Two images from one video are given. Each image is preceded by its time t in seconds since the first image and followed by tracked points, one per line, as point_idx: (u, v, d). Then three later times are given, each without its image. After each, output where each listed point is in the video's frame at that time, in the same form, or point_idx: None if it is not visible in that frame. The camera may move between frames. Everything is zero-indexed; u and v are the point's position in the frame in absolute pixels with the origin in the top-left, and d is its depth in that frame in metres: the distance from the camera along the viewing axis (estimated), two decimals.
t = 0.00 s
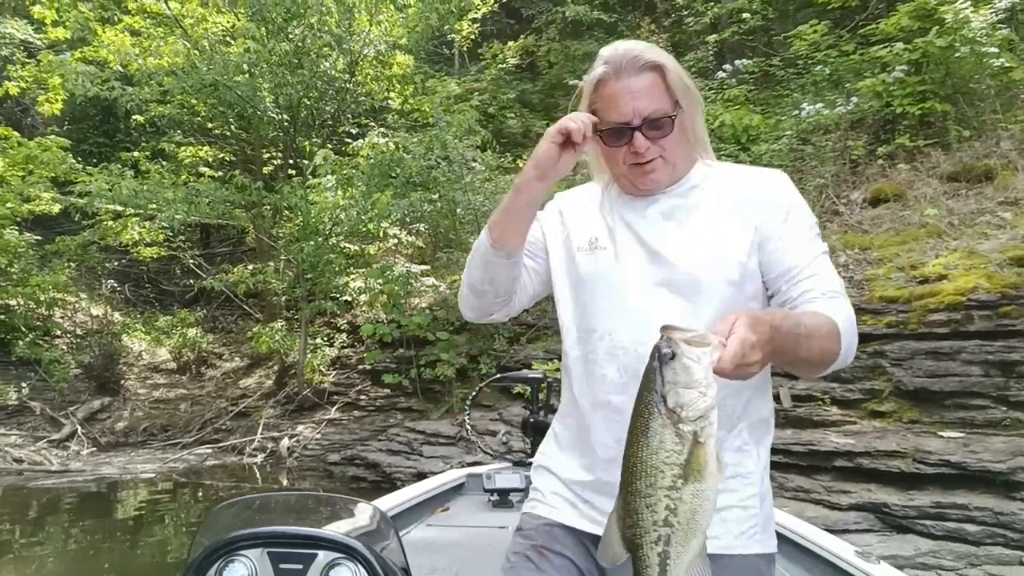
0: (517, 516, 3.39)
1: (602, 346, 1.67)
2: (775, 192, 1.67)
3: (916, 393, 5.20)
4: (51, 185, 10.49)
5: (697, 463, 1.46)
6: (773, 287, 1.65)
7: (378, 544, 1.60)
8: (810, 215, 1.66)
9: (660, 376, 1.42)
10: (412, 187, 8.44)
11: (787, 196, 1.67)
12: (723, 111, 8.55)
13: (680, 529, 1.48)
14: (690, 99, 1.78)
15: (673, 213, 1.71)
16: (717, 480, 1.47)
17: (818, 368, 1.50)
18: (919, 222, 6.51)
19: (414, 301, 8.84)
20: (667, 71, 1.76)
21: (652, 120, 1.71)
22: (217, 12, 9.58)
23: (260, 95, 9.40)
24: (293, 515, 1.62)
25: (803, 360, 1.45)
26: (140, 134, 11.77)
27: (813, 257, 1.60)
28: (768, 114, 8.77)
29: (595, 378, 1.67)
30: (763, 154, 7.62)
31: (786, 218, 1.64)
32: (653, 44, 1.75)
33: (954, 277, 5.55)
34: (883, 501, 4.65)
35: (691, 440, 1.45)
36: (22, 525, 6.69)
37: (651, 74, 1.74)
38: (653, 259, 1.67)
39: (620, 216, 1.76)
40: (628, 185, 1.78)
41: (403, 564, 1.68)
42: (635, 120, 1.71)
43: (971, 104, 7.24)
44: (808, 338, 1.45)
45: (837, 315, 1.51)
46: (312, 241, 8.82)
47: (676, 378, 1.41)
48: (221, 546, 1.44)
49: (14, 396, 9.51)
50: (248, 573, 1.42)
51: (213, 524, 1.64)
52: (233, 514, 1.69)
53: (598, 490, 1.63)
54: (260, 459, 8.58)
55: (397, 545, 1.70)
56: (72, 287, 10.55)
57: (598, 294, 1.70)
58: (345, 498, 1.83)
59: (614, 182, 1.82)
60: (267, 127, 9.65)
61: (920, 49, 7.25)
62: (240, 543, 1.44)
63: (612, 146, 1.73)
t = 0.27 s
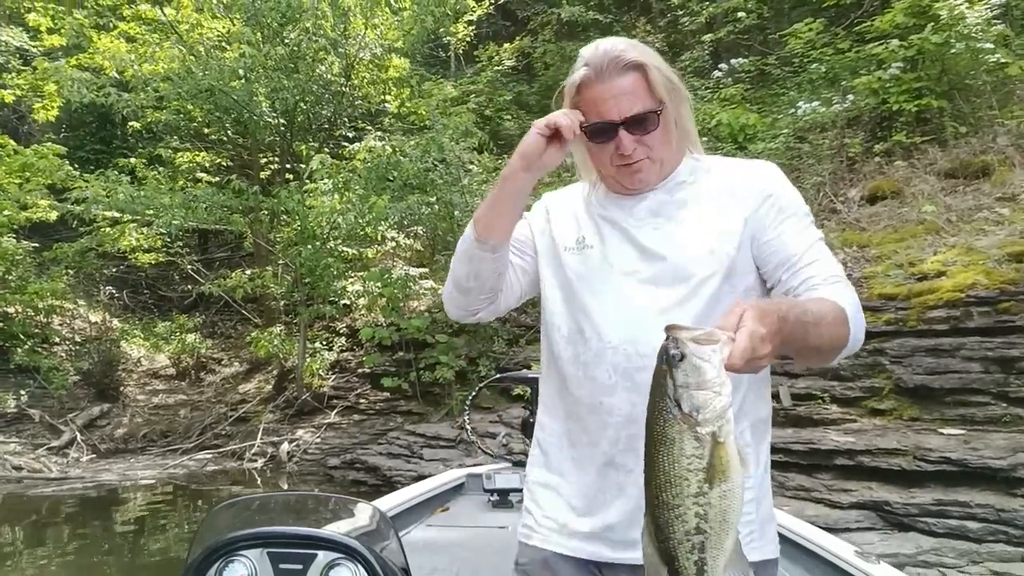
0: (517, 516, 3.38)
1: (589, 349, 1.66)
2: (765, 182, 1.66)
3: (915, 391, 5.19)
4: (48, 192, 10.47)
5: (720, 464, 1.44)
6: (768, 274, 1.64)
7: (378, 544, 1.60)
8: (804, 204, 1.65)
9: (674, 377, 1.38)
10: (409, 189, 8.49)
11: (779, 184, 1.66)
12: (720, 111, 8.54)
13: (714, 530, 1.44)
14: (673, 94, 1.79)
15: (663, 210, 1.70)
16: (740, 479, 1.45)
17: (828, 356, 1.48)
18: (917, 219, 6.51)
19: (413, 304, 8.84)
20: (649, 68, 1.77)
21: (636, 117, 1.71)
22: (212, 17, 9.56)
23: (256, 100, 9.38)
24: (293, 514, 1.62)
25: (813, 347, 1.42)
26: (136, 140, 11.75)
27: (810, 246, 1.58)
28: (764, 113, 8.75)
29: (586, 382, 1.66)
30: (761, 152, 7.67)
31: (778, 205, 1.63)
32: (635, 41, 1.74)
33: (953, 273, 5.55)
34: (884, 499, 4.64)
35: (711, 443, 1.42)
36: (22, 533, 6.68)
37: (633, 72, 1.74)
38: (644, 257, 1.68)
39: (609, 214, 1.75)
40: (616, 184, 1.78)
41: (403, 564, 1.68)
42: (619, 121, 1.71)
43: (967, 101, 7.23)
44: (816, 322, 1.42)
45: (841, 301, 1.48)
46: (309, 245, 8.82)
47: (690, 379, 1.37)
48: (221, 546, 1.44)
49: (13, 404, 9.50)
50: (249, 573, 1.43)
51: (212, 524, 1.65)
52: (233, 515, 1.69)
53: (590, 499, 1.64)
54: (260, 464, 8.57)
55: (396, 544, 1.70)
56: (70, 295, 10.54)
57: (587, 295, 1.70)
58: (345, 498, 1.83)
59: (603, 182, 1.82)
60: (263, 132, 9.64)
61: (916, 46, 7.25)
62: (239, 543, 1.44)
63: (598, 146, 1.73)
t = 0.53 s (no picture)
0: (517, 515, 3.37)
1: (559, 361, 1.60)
2: (711, 166, 1.64)
3: (914, 398, 5.18)
4: (47, 185, 10.45)
5: (696, 400, 1.49)
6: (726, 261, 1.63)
7: (377, 544, 1.59)
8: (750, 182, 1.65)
9: (662, 304, 1.45)
10: (409, 189, 8.46)
11: (719, 165, 1.65)
12: (722, 114, 8.53)
13: (678, 463, 1.51)
14: (600, 92, 1.78)
15: (614, 211, 1.65)
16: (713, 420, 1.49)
17: (804, 320, 1.55)
18: (918, 226, 6.51)
19: (412, 302, 8.82)
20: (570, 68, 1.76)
21: (565, 119, 1.70)
22: (215, 13, 9.54)
23: (257, 96, 9.37)
24: (293, 515, 1.61)
25: (795, 305, 1.49)
26: (137, 134, 11.73)
27: (762, 224, 1.58)
28: (766, 118, 8.75)
29: (562, 399, 1.59)
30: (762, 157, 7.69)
31: (724, 188, 1.61)
32: (552, 43, 1.75)
33: (953, 281, 5.58)
34: (881, 506, 4.64)
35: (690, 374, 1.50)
36: (16, 526, 6.66)
37: (556, 75, 1.74)
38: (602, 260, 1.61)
39: (560, 223, 1.71)
40: (560, 191, 1.75)
41: (402, 564, 1.68)
42: (549, 124, 1.70)
43: (969, 108, 7.24)
44: (799, 285, 1.48)
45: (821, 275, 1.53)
46: (309, 242, 8.80)
47: (678, 309, 1.44)
48: (221, 546, 1.43)
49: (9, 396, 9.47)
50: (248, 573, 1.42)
51: (211, 524, 1.64)
52: (232, 515, 1.68)
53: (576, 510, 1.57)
54: (256, 460, 8.55)
55: (396, 545, 1.69)
56: (68, 288, 10.51)
57: (552, 311, 1.63)
58: (344, 499, 1.83)
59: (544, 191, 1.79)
60: (264, 128, 9.63)
61: (919, 53, 7.26)
62: (239, 543, 1.43)
63: (533, 153, 1.71)
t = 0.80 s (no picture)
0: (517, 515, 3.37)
1: (556, 372, 1.55)
2: (682, 161, 1.66)
3: (916, 409, 5.18)
4: (51, 170, 10.44)
5: (673, 366, 1.43)
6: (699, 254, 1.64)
7: (378, 544, 1.58)
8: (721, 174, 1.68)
9: (645, 268, 1.38)
10: (413, 184, 8.44)
11: (693, 159, 1.67)
12: (729, 119, 8.52)
13: (648, 431, 1.43)
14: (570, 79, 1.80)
15: (594, 211, 1.62)
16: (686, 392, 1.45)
17: (777, 309, 1.55)
18: (923, 237, 6.51)
19: (413, 298, 8.81)
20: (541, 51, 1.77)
21: (534, 95, 1.69)
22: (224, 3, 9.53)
23: (264, 87, 9.37)
24: (293, 514, 1.61)
25: (771, 288, 1.49)
26: (142, 122, 11.71)
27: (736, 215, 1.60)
28: (773, 124, 8.74)
29: (556, 406, 1.56)
30: (768, 163, 7.70)
31: (699, 183, 1.63)
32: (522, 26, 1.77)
33: (957, 293, 5.58)
34: (880, 516, 4.63)
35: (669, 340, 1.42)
36: (10, 510, 6.64)
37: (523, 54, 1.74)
38: (589, 261, 1.57)
39: (539, 223, 1.66)
40: (529, 182, 1.72)
41: (402, 564, 1.67)
42: (517, 100, 1.69)
43: (977, 121, 7.24)
44: (776, 269, 1.48)
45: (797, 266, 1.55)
46: (311, 235, 8.79)
47: (661, 273, 1.37)
48: (221, 546, 1.43)
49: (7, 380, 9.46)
50: (248, 573, 1.41)
51: (210, 523, 1.63)
52: (232, 513, 1.67)
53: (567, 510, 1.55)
54: (252, 451, 8.53)
55: (396, 545, 1.69)
56: (69, 273, 10.49)
57: (542, 318, 1.57)
58: (344, 498, 1.82)
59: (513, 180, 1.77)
60: (270, 119, 9.61)
61: (929, 64, 7.26)
62: (240, 543, 1.43)
63: (501, 131, 1.70)
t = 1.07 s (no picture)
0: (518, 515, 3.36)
1: (558, 383, 1.56)
2: (678, 154, 1.65)
3: (917, 414, 5.17)
4: (53, 164, 10.42)
5: (652, 382, 1.45)
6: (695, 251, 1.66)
7: (378, 544, 1.57)
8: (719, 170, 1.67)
9: (616, 285, 1.41)
10: (416, 182, 8.33)
11: (690, 153, 1.66)
12: (732, 122, 8.50)
13: (630, 450, 1.48)
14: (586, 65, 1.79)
15: (595, 214, 1.63)
16: (669, 401, 1.47)
17: (782, 303, 1.54)
18: (926, 242, 6.50)
19: (414, 296, 8.79)
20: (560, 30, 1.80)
21: (546, 62, 1.70)
22: None
23: (267, 83, 9.36)
24: (293, 514, 1.60)
25: (769, 281, 1.49)
26: (144, 117, 11.69)
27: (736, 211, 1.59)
28: (776, 127, 8.73)
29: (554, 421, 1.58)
30: (771, 166, 7.69)
31: (696, 180, 1.62)
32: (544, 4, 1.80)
33: (959, 298, 5.57)
34: (880, 520, 4.62)
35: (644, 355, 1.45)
36: (7, 504, 6.62)
37: (544, 25, 1.76)
38: (591, 265, 1.59)
39: (539, 227, 1.65)
40: (530, 169, 1.70)
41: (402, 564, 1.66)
42: (527, 61, 1.70)
43: (981, 126, 7.22)
44: (771, 260, 1.48)
45: (797, 254, 1.53)
46: (313, 232, 8.77)
47: (634, 286, 1.40)
48: (221, 546, 1.42)
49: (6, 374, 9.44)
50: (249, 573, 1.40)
51: (209, 522, 1.61)
52: (230, 513, 1.66)
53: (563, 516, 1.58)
54: (250, 448, 8.51)
55: (396, 545, 1.68)
56: (69, 267, 10.47)
57: (547, 326, 1.57)
58: (344, 498, 1.81)
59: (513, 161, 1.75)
60: (273, 115, 9.60)
61: (933, 69, 7.25)
62: (240, 543, 1.42)
63: (507, 91, 1.70)
